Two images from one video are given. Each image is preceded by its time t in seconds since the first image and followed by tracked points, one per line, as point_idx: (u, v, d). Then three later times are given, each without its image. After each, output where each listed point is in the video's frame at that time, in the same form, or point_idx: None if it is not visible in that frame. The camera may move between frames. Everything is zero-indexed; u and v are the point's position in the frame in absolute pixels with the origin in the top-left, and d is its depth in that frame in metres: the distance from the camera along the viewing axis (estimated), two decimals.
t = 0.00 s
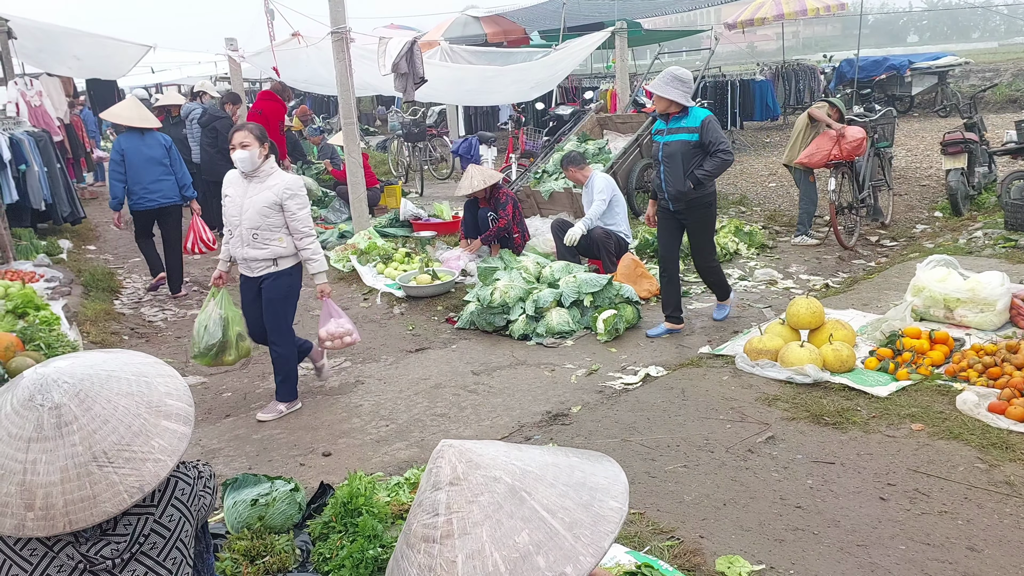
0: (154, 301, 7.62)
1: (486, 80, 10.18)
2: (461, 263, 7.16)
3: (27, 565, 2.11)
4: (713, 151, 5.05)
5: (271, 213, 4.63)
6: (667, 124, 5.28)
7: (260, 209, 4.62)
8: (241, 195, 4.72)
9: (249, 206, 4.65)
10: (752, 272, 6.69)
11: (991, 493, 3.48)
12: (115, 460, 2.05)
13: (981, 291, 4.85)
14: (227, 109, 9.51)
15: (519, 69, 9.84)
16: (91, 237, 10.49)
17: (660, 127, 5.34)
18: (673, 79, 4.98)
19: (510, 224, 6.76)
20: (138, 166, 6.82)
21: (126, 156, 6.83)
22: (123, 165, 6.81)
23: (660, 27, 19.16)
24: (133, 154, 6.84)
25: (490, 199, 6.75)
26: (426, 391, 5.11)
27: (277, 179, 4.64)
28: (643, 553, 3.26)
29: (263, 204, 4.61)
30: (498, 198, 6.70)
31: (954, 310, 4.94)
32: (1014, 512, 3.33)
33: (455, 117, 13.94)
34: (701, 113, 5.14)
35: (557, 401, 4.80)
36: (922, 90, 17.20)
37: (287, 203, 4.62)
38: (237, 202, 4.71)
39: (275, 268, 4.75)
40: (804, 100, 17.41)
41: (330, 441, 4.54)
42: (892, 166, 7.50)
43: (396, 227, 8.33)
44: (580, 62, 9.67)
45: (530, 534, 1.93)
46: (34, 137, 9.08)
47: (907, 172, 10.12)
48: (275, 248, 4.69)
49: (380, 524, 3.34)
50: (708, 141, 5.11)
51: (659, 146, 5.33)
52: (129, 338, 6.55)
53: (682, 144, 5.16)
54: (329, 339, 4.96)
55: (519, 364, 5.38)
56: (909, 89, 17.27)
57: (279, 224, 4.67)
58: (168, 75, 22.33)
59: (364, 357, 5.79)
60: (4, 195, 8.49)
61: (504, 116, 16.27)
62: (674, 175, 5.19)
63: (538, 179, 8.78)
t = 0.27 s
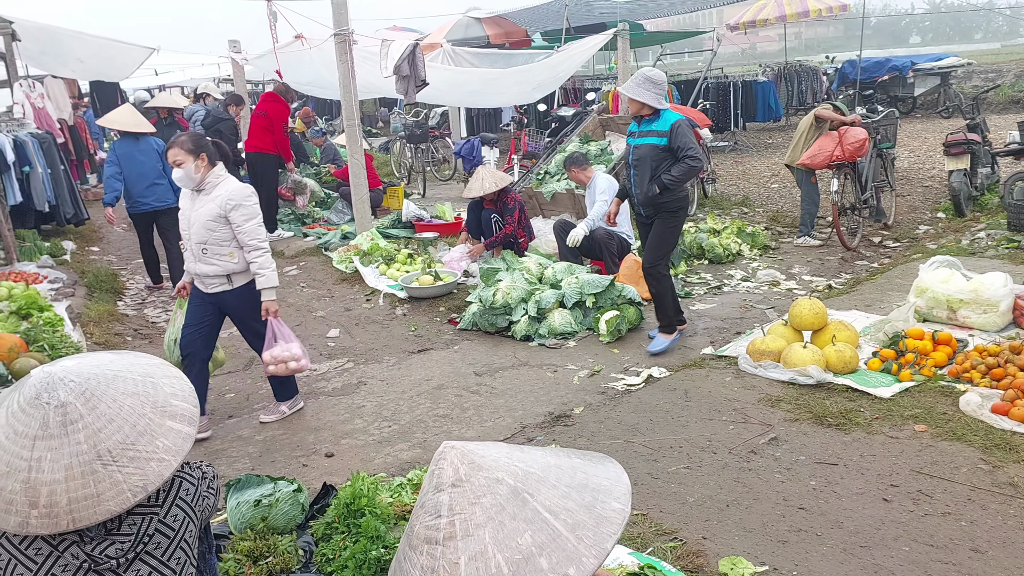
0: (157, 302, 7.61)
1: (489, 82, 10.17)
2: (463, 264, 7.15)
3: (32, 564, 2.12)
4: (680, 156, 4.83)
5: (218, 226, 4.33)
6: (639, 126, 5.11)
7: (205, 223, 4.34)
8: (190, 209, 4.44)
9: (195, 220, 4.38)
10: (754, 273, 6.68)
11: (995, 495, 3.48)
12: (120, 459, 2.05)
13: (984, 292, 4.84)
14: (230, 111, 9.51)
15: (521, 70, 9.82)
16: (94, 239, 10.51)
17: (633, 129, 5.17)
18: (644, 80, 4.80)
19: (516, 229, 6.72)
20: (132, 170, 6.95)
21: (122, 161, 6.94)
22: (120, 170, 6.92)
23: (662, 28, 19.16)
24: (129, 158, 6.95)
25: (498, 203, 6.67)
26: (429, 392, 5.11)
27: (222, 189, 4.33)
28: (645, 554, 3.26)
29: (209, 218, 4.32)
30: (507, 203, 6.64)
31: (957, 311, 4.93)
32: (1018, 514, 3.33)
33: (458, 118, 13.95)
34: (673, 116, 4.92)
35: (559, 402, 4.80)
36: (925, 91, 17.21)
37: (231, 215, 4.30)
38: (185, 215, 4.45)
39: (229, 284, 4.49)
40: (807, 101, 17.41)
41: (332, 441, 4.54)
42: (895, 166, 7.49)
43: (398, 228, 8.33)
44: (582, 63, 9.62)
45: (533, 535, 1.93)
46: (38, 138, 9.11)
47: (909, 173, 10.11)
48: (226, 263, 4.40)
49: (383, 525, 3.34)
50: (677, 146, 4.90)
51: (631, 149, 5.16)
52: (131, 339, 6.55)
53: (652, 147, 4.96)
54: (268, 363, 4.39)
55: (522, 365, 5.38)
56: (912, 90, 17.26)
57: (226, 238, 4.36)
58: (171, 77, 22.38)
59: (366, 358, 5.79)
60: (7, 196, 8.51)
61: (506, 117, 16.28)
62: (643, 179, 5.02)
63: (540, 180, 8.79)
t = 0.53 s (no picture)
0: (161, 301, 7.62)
1: (491, 81, 10.15)
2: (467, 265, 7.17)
3: (39, 562, 2.13)
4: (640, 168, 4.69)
5: (149, 236, 3.96)
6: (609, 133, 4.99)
7: (135, 233, 3.96)
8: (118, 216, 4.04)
9: (124, 229, 4.01)
10: (759, 273, 6.69)
11: (999, 494, 3.48)
12: (126, 455, 2.06)
13: (988, 292, 4.84)
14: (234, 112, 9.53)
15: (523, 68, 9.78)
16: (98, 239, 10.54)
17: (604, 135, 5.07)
18: (616, 85, 4.69)
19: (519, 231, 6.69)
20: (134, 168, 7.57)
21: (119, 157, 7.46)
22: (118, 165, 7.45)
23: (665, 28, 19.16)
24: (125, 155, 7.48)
25: (503, 204, 6.73)
26: (434, 392, 5.13)
27: (152, 197, 3.93)
28: (650, 553, 3.27)
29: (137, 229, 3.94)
30: (511, 204, 6.68)
31: (961, 311, 4.93)
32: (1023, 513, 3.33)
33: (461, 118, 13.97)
34: (637, 127, 4.78)
35: (564, 402, 4.81)
36: (928, 90, 17.19)
37: (162, 225, 3.92)
38: (116, 223, 4.08)
39: (158, 298, 4.18)
40: (810, 101, 17.39)
41: (337, 441, 4.56)
42: (899, 166, 7.49)
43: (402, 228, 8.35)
44: (585, 62, 9.60)
45: (539, 534, 1.94)
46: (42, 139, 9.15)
47: (913, 173, 10.10)
48: (159, 275, 4.08)
49: (388, 524, 3.36)
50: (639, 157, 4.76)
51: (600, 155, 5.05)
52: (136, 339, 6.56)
53: (615, 158, 4.84)
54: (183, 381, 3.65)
55: (526, 365, 5.39)
56: (916, 90, 17.23)
57: (159, 248, 4.01)
58: (175, 78, 22.43)
59: (370, 358, 5.81)
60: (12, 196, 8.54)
61: (510, 117, 16.30)
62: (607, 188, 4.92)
63: (544, 180, 8.81)
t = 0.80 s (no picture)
0: (167, 301, 7.63)
1: (497, 81, 10.18)
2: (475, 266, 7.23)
3: (42, 563, 2.18)
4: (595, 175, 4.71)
5: (67, 256, 4.33)
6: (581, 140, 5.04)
7: (56, 251, 4.32)
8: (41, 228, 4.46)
9: (47, 246, 4.36)
10: (763, 275, 6.74)
11: (1000, 495, 3.53)
12: (129, 455, 2.13)
13: (991, 295, 4.89)
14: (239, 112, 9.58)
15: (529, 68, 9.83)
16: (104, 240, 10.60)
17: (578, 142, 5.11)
18: (585, 89, 4.76)
19: (523, 231, 6.72)
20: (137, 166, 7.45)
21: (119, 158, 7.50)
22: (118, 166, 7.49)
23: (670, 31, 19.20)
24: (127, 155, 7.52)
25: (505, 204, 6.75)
26: (440, 393, 5.18)
27: (71, 214, 4.28)
28: (654, 554, 3.32)
29: (55, 246, 4.31)
30: (512, 205, 6.68)
31: (964, 314, 4.97)
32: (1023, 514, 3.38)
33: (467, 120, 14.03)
34: (596, 133, 4.79)
35: (570, 404, 4.86)
36: (932, 95, 17.21)
37: (78, 242, 4.26)
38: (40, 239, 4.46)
39: (82, 315, 4.57)
40: (814, 105, 17.42)
41: (344, 442, 4.62)
42: (903, 171, 7.54)
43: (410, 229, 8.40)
44: (591, 64, 9.66)
45: (543, 531, 2.00)
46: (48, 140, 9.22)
47: (918, 177, 10.13)
48: (78, 293, 4.46)
49: (394, 526, 3.41)
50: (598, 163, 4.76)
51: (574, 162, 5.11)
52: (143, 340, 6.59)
53: (578, 164, 4.90)
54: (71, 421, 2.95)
55: (532, 367, 5.44)
56: (920, 94, 17.25)
57: (78, 267, 4.37)
58: (181, 78, 22.49)
59: (377, 360, 5.86)
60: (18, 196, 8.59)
61: (515, 119, 16.36)
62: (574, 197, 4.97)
63: (551, 182, 8.86)
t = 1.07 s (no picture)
0: (154, 301, 7.58)
1: (492, 84, 10.19)
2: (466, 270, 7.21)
3: (10, 568, 2.13)
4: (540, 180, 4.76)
5: None
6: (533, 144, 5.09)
7: None
8: None
9: None
10: (754, 282, 6.72)
11: (989, 505, 3.51)
12: (102, 457, 2.09)
13: (981, 304, 4.87)
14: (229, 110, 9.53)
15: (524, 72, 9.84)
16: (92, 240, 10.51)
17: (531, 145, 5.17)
18: (537, 95, 4.78)
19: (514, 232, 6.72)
20: (117, 158, 7.64)
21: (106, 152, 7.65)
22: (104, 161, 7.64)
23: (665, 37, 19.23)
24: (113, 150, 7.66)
25: (493, 207, 6.70)
26: (428, 397, 5.13)
27: None
28: (641, 562, 3.27)
29: None
30: (499, 208, 6.63)
31: (954, 322, 4.96)
32: (1011, 524, 3.36)
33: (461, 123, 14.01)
34: (545, 140, 4.82)
35: (559, 409, 4.82)
36: (924, 105, 17.29)
37: None
38: None
39: None
40: (807, 113, 17.48)
41: (329, 446, 4.57)
42: (895, 179, 7.54)
43: (401, 230, 8.35)
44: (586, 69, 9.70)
45: (523, 537, 1.95)
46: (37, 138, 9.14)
47: (909, 186, 10.15)
48: None
49: (377, 532, 3.33)
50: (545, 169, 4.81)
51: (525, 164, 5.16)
52: (128, 340, 6.52)
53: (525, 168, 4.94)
54: None
55: (521, 371, 5.40)
56: (912, 104, 17.32)
57: None
58: (174, 77, 22.41)
59: (365, 363, 5.81)
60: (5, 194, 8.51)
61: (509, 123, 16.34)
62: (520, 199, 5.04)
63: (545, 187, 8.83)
